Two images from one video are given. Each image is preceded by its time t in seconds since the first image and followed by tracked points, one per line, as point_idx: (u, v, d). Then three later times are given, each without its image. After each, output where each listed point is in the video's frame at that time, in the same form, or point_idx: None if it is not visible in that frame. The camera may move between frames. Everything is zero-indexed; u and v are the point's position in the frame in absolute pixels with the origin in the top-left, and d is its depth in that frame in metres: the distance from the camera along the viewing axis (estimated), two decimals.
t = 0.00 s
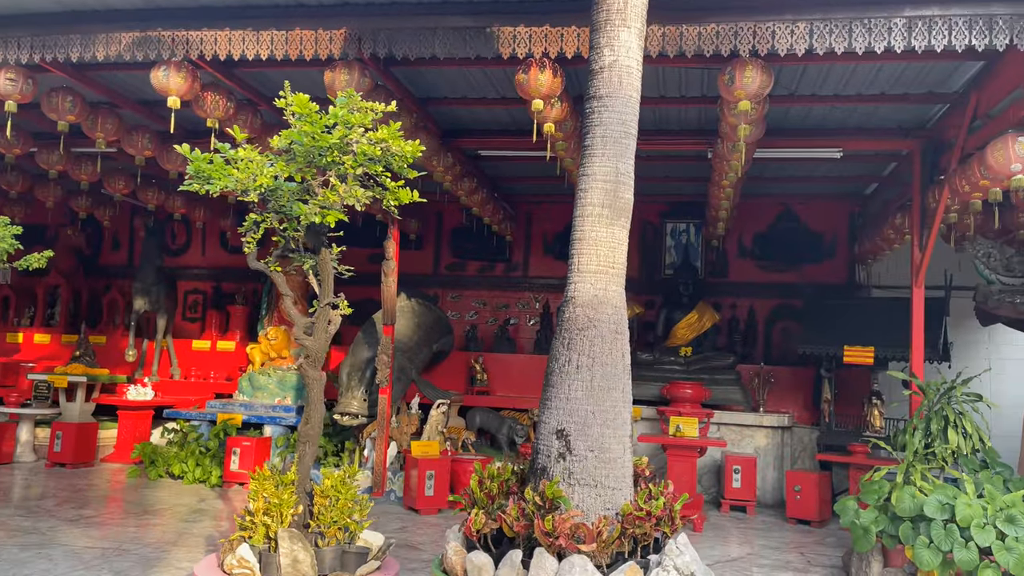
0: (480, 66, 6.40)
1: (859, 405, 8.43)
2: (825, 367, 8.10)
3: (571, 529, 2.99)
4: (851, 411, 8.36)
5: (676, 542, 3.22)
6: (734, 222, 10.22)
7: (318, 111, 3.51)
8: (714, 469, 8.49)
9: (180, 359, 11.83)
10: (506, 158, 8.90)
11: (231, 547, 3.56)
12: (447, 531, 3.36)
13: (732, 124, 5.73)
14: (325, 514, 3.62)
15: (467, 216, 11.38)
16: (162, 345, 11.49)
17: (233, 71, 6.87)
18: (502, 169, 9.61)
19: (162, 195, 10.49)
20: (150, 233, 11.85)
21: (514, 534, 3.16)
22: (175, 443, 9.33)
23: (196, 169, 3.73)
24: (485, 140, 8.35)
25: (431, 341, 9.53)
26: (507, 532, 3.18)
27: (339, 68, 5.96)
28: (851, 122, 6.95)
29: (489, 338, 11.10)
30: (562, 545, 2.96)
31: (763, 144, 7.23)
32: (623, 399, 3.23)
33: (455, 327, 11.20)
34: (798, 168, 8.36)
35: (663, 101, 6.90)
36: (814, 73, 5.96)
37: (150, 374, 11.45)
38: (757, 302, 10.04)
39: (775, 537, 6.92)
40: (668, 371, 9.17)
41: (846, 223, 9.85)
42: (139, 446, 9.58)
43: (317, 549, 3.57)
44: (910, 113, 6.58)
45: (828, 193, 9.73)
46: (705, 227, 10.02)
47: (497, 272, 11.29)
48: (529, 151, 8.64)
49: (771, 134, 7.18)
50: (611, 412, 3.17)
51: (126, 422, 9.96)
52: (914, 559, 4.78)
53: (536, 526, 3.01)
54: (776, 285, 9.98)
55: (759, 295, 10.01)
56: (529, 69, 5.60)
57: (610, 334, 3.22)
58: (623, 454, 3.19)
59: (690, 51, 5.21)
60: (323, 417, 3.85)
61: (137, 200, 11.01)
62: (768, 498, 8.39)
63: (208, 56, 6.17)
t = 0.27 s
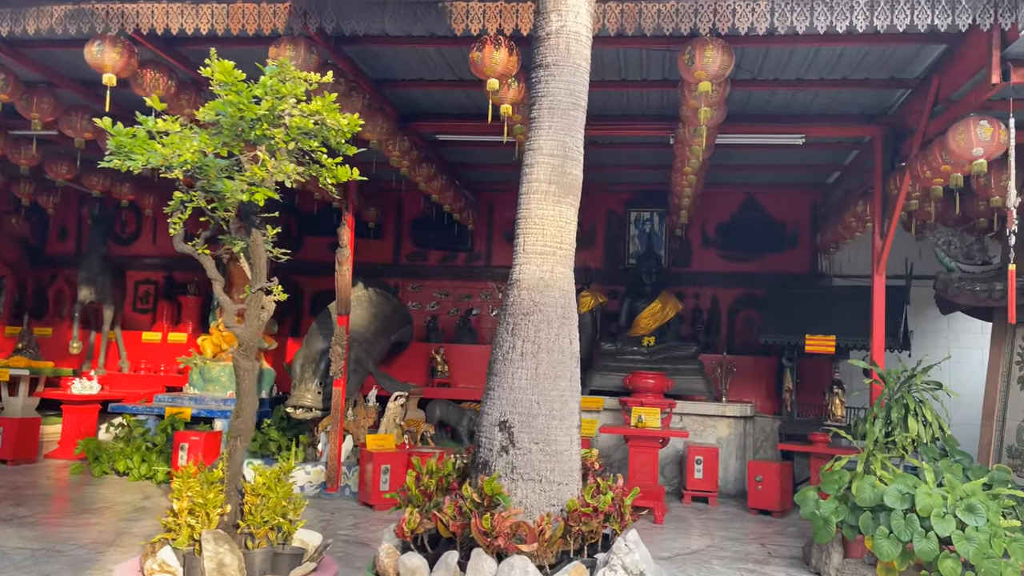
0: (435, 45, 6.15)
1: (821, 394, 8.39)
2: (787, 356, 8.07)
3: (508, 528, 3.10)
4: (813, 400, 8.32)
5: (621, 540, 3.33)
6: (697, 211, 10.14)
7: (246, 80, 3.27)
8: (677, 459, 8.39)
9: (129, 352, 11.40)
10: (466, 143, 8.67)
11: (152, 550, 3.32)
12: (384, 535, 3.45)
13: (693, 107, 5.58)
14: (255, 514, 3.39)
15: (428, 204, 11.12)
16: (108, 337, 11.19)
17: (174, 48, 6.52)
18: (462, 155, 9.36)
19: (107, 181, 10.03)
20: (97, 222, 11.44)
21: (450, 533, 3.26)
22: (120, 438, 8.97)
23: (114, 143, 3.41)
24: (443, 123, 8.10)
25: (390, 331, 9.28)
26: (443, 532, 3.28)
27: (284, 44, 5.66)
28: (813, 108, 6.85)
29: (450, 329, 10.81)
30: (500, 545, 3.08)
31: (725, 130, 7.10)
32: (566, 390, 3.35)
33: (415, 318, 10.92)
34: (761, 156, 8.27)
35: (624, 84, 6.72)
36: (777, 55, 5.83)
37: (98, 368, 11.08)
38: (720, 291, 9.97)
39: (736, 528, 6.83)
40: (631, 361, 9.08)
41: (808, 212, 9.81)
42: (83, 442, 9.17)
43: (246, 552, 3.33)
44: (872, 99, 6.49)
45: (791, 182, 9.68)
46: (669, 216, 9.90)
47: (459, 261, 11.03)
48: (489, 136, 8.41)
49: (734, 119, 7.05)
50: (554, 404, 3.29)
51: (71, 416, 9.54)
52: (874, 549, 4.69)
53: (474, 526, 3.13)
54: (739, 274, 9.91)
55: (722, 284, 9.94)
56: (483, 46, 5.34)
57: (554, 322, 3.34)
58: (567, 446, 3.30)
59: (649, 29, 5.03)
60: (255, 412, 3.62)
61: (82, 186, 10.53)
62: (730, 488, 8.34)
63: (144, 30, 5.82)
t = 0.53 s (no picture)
0: (384, 28, 5.88)
1: (782, 387, 8.33)
2: (748, 350, 8.01)
3: (438, 547, 3.02)
4: (774, 393, 8.26)
5: (563, 552, 3.39)
6: (659, 204, 10.04)
7: (162, 59, 3.01)
8: (639, 455, 8.28)
9: (74, 348, 10.96)
10: (423, 134, 8.42)
11: (62, 567, 3.16)
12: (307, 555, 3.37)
13: (650, 95, 5.41)
14: (172, 530, 3.27)
15: (387, 196, 10.84)
16: (51, 334, 10.62)
17: (108, 29, 6.15)
18: (420, 145, 9.10)
19: (46, 171, 9.55)
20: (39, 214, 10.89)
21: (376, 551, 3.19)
22: (61, 439, 8.53)
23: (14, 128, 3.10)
24: (398, 112, 7.83)
25: (345, 327, 9.01)
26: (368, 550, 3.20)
27: (222, 26, 5.35)
28: (775, 98, 6.73)
29: (410, 323, 10.53)
30: (429, 564, 3.00)
31: (686, 120, 6.95)
32: (504, 393, 3.31)
33: (374, 313, 10.63)
34: (722, 148, 8.16)
35: (582, 72, 6.53)
36: (736, 43, 5.68)
37: (41, 365, 10.60)
38: (683, 285, 9.87)
39: (697, 525, 6.71)
40: (592, 356, 8.97)
41: (770, 204, 9.76)
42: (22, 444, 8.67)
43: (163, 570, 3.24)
44: (832, 89, 6.40)
45: (753, 174, 9.61)
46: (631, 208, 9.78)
47: (418, 254, 10.76)
48: (446, 126, 8.16)
49: (694, 110, 6.91)
50: (490, 409, 3.24)
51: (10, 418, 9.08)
52: (832, 548, 4.58)
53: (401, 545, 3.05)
54: (702, 267, 9.82)
55: (685, 278, 9.84)
56: (433, 29, 5.11)
57: (490, 323, 3.30)
58: (503, 453, 3.26)
59: (604, 13, 4.84)
60: (177, 417, 3.40)
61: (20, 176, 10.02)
62: (691, 483, 8.25)
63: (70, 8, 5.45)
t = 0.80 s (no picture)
0: (343, 11, 5.64)
1: (752, 382, 8.25)
2: (718, 344, 7.91)
3: (376, 561, 2.90)
4: (744, 388, 8.17)
5: (515, 563, 3.32)
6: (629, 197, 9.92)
7: (82, 30, 2.79)
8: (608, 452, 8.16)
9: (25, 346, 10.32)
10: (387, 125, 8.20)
11: None
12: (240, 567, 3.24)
13: (617, 82, 5.25)
14: (97, 543, 3.19)
15: (353, 189, 10.58)
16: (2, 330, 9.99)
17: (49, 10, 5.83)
18: (385, 136, 8.86)
19: None
20: None
21: (308, 566, 3.06)
22: (9, 442, 8.00)
23: None
24: (360, 102, 7.58)
25: (308, 324, 8.72)
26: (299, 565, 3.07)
27: (168, 5, 5.07)
28: (744, 88, 6.62)
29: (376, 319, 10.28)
30: None
31: (655, 110, 6.81)
32: (452, 392, 3.18)
33: (339, 309, 10.36)
34: (692, 140, 8.05)
35: (550, 60, 6.35)
36: (705, 30, 5.55)
37: None
38: (654, 279, 9.75)
39: (666, 523, 6.59)
40: (562, 351, 8.85)
41: (741, 198, 9.68)
42: None
43: None
44: (802, 79, 6.29)
45: (723, 167, 9.53)
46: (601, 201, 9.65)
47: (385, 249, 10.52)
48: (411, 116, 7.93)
49: (663, 100, 6.78)
50: (436, 410, 3.12)
51: None
52: (803, 546, 4.47)
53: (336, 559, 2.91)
54: (673, 261, 9.71)
55: (655, 272, 9.73)
56: (391, 11, 4.88)
57: (438, 318, 3.16)
58: (451, 457, 3.14)
59: None
60: (105, 421, 3.22)
61: None
62: (662, 480, 8.14)
63: None
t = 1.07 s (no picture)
0: None
1: (723, 379, 8.14)
2: (689, 341, 7.79)
3: None
4: (715, 386, 8.08)
5: None
6: (599, 192, 9.78)
7: None
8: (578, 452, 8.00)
9: None
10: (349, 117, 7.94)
11: None
12: None
13: (584, 70, 5.08)
14: (12, 559, 3.14)
15: (316, 183, 10.29)
16: None
17: None
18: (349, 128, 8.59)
19: None
20: None
21: None
22: None
23: None
24: (322, 92, 7.32)
25: (267, 322, 8.44)
26: None
27: None
28: (715, 80, 6.49)
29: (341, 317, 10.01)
30: None
31: (625, 102, 6.65)
32: (395, 397, 2.99)
33: (303, 307, 10.07)
34: (662, 134, 7.92)
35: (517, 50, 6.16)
36: (674, 20, 5.40)
37: None
38: (625, 276, 9.62)
39: (636, 524, 6.45)
40: (531, 349, 8.67)
41: (711, 194, 9.59)
42: None
43: None
44: (773, 72, 6.18)
45: (693, 163, 9.43)
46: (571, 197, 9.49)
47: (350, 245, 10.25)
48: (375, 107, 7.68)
49: (633, 92, 6.63)
50: (378, 417, 2.94)
51: None
52: (774, 549, 4.34)
53: None
54: (644, 257, 9.59)
55: (626, 268, 9.60)
56: None
57: (381, 316, 2.98)
58: (393, 468, 2.97)
59: None
60: (23, 428, 3.02)
61: None
62: (632, 479, 8.01)
63: None
